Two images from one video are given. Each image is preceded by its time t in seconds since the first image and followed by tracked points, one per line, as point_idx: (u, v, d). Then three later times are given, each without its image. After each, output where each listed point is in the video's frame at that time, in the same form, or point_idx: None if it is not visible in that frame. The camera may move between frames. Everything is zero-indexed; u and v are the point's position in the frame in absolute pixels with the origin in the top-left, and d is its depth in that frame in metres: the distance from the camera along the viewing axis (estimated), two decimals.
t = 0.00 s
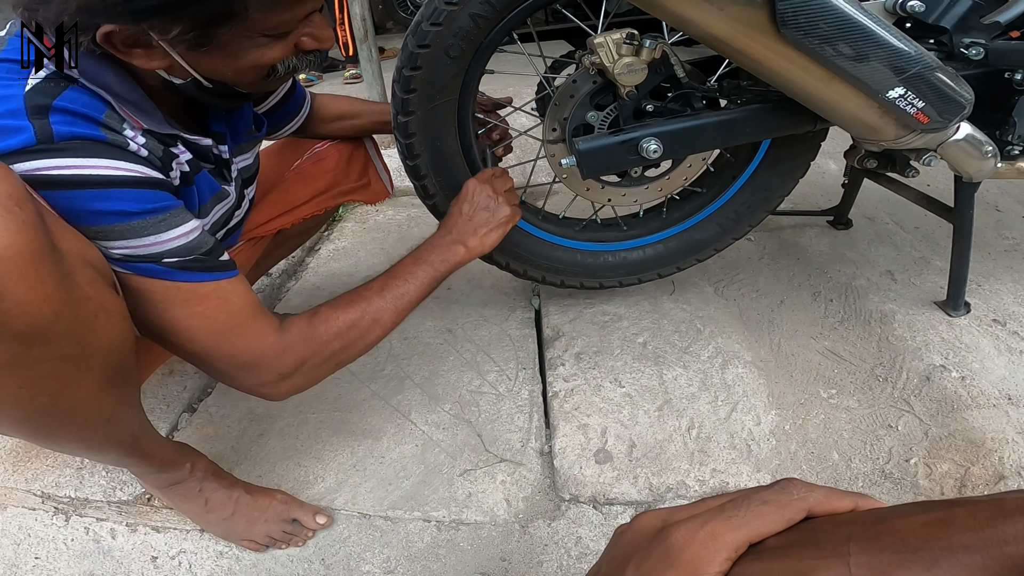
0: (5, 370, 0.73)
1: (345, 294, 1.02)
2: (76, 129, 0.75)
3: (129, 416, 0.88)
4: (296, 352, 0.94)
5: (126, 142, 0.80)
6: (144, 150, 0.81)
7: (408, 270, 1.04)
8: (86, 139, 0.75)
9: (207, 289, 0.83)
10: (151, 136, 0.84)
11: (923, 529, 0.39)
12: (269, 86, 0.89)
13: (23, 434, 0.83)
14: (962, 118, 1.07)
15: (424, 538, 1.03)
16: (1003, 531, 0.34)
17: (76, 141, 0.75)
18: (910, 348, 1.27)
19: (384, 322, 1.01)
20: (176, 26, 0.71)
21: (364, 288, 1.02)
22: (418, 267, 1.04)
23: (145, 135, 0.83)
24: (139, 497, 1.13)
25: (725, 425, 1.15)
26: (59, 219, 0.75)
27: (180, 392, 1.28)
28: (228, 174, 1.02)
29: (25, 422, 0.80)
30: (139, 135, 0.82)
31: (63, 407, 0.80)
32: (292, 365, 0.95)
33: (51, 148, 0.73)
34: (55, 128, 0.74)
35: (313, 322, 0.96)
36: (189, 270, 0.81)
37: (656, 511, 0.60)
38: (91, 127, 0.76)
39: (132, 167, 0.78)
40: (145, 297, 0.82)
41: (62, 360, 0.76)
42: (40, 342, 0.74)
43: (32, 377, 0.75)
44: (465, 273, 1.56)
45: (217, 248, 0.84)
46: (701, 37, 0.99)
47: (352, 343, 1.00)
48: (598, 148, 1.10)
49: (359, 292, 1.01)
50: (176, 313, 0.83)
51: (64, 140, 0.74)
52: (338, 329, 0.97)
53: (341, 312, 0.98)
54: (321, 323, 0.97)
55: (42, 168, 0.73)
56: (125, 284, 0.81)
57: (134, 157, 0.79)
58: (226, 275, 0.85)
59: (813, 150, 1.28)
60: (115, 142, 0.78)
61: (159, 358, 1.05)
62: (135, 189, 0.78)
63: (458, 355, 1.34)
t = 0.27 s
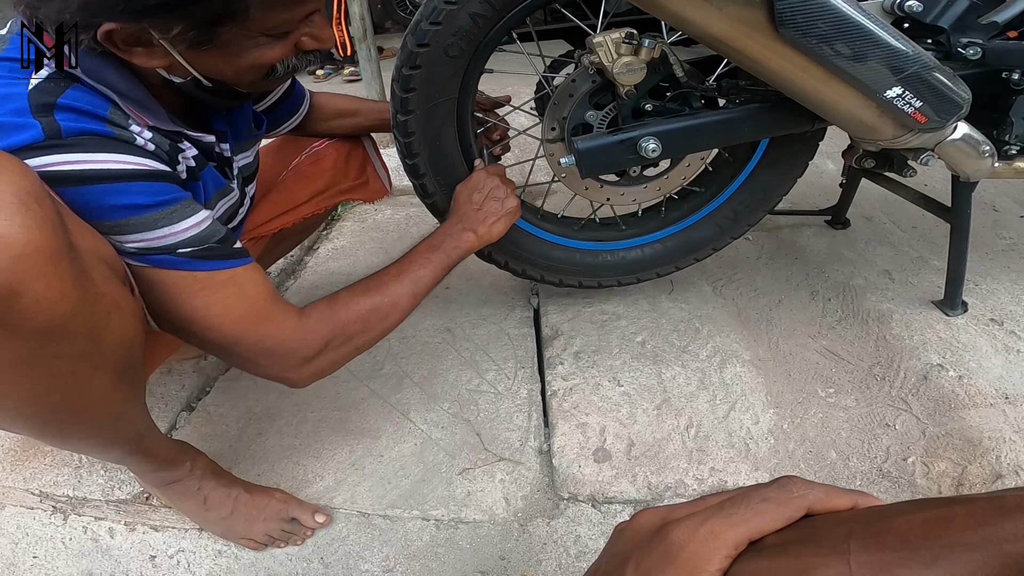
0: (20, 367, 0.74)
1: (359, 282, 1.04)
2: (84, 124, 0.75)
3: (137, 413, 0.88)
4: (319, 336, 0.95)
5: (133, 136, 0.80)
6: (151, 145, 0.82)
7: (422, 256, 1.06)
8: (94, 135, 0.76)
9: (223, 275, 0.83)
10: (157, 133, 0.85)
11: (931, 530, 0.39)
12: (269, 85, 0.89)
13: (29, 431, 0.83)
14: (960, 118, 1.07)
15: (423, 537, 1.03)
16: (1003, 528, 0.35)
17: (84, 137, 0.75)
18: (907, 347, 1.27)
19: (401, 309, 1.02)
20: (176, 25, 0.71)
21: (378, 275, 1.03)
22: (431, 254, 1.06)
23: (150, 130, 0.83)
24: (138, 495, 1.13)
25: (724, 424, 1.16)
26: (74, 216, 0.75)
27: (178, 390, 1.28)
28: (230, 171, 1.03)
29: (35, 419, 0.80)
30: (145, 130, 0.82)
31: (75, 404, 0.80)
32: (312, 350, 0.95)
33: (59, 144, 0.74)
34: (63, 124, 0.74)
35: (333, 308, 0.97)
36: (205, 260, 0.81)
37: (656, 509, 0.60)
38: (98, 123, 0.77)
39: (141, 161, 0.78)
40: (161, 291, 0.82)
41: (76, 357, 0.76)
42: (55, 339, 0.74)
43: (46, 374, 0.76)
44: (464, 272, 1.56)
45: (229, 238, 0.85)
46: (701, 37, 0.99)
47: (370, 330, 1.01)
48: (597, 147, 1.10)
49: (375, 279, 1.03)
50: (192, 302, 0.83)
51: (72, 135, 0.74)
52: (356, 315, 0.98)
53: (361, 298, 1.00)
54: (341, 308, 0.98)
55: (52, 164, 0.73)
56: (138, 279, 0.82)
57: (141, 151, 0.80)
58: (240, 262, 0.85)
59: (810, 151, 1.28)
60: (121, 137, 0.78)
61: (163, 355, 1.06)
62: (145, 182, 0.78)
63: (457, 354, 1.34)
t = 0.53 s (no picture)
0: (65, 368, 0.74)
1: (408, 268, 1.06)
2: (109, 118, 0.77)
3: (161, 414, 0.89)
4: (372, 315, 0.96)
5: (158, 127, 0.82)
6: (175, 134, 0.84)
7: (472, 253, 1.09)
8: (122, 127, 0.78)
9: (263, 251, 0.84)
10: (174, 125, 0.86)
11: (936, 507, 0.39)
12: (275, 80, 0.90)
13: (50, 428, 0.83)
14: (965, 118, 1.07)
15: (424, 535, 1.03)
16: (1007, 521, 0.35)
17: (111, 129, 0.77)
18: (910, 347, 1.27)
19: (447, 296, 1.04)
20: (184, 19, 0.72)
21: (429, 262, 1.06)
22: (476, 260, 1.08)
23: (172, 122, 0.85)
24: (141, 492, 1.13)
25: (725, 424, 1.16)
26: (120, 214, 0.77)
27: (182, 387, 1.28)
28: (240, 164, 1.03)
29: (67, 420, 0.81)
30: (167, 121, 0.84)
31: (111, 405, 0.81)
32: (367, 323, 0.96)
33: (88, 137, 0.75)
34: (91, 118, 0.75)
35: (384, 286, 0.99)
36: (245, 237, 0.82)
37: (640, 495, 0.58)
38: (122, 116, 0.79)
39: (168, 149, 0.80)
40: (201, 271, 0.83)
41: (118, 359, 0.78)
42: (102, 341, 0.75)
43: (88, 376, 0.76)
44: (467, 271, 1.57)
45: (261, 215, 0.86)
46: (705, 37, 0.99)
47: (422, 313, 1.02)
48: (601, 147, 1.10)
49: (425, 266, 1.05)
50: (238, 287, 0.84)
51: (100, 128, 0.76)
52: (408, 301, 1.00)
53: (411, 280, 1.02)
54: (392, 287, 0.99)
55: (88, 159, 0.74)
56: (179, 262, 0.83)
57: (167, 141, 0.82)
58: (274, 237, 0.85)
59: (814, 151, 1.29)
60: (147, 128, 0.80)
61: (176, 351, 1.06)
62: (177, 168, 0.80)
63: (460, 353, 1.34)
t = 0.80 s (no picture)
0: (74, 358, 0.75)
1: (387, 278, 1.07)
2: (127, 118, 0.78)
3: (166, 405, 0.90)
4: (355, 324, 0.97)
5: (169, 130, 0.83)
6: (185, 138, 0.85)
7: (453, 258, 1.10)
8: (137, 129, 0.79)
9: (262, 264, 0.86)
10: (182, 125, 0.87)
11: (956, 476, 0.43)
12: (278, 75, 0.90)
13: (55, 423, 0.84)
14: (964, 117, 1.08)
15: (424, 531, 1.04)
16: None
17: (127, 130, 0.78)
18: (909, 345, 1.27)
19: (430, 303, 1.06)
20: (193, 13, 0.72)
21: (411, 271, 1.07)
22: (458, 264, 1.10)
23: (180, 125, 0.86)
24: (141, 489, 1.14)
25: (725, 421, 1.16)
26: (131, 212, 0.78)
27: (182, 384, 1.28)
28: (239, 162, 1.03)
29: (75, 411, 0.81)
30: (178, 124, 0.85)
31: (117, 395, 0.81)
32: (353, 334, 0.96)
33: (106, 136, 0.76)
34: (110, 118, 0.77)
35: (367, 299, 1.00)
36: (244, 249, 0.83)
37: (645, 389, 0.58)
38: (137, 118, 0.80)
39: (180, 153, 0.81)
40: (199, 279, 0.84)
41: (126, 347, 0.78)
42: (112, 330, 0.76)
43: (97, 365, 0.77)
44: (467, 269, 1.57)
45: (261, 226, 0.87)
46: (705, 35, 0.99)
47: (405, 320, 1.04)
48: (601, 144, 1.11)
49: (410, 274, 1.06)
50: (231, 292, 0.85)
51: (117, 128, 0.77)
52: (391, 308, 1.01)
53: (396, 292, 1.03)
54: (376, 299, 1.01)
55: (106, 156, 0.75)
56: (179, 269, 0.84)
57: (178, 144, 0.83)
58: (273, 251, 0.87)
59: (817, 144, 1.28)
60: (161, 131, 0.81)
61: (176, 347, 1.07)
62: (187, 174, 0.80)
63: (459, 350, 1.34)
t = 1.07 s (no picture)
0: (50, 353, 0.74)
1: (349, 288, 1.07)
2: (116, 120, 0.78)
3: (153, 403, 0.89)
4: (314, 339, 0.97)
5: (157, 134, 0.83)
6: (174, 144, 0.85)
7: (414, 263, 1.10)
8: (126, 132, 0.79)
9: (235, 278, 0.86)
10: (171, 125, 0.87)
11: (1005, 477, 0.47)
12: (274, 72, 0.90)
13: (51, 421, 0.84)
14: (966, 114, 1.07)
15: (425, 528, 1.04)
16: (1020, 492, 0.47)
17: (117, 133, 0.78)
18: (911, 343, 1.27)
19: (391, 313, 1.06)
20: (187, 11, 0.72)
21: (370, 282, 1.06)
22: (423, 264, 1.11)
23: (169, 126, 0.85)
24: (142, 486, 1.14)
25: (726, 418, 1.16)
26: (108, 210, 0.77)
27: (183, 380, 1.28)
28: (232, 159, 1.03)
29: (61, 407, 0.81)
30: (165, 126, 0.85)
31: (98, 391, 0.80)
32: (306, 351, 0.97)
33: (93, 138, 0.76)
34: (99, 121, 0.77)
35: (327, 312, 1.00)
36: (222, 260, 0.84)
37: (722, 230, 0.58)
38: (126, 120, 0.80)
39: (167, 159, 0.81)
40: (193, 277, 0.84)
41: (104, 344, 0.77)
42: (86, 327, 0.74)
43: (74, 362, 0.76)
44: (467, 265, 1.57)
45: (242, 239, 0.88)
46: (705, 30, 0.99)
47: (364, 330, 1.04)
48: (601, 140, 1.10)
49: (368, 285, 1.06)
50: (202, 301, 0.86)
51: (106, 131, 0.77)
52: (351, 319, 1.02)
53: (355, 305, 1.03)
54: (335, 313, 1.01)
55: (89, 158, 0.75)
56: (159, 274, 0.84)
57: (166, 149, 0.83)
58: (251, 266, 0.88)
59: (818, 139, 1.27)
60: (150, 135, 0.82)
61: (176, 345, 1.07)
62: (174, 181, 0.81)
63: (460, 347, 1.34)
